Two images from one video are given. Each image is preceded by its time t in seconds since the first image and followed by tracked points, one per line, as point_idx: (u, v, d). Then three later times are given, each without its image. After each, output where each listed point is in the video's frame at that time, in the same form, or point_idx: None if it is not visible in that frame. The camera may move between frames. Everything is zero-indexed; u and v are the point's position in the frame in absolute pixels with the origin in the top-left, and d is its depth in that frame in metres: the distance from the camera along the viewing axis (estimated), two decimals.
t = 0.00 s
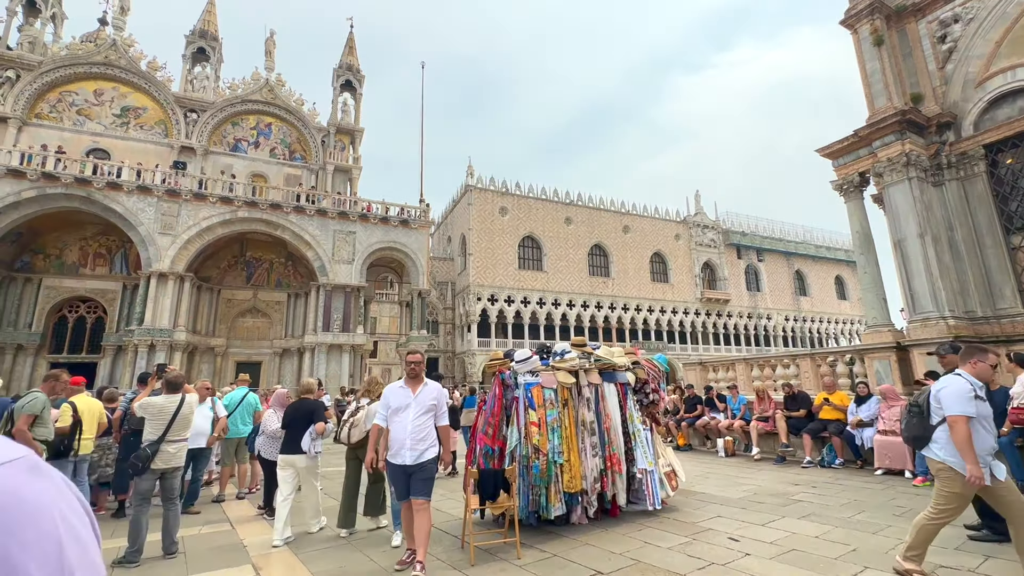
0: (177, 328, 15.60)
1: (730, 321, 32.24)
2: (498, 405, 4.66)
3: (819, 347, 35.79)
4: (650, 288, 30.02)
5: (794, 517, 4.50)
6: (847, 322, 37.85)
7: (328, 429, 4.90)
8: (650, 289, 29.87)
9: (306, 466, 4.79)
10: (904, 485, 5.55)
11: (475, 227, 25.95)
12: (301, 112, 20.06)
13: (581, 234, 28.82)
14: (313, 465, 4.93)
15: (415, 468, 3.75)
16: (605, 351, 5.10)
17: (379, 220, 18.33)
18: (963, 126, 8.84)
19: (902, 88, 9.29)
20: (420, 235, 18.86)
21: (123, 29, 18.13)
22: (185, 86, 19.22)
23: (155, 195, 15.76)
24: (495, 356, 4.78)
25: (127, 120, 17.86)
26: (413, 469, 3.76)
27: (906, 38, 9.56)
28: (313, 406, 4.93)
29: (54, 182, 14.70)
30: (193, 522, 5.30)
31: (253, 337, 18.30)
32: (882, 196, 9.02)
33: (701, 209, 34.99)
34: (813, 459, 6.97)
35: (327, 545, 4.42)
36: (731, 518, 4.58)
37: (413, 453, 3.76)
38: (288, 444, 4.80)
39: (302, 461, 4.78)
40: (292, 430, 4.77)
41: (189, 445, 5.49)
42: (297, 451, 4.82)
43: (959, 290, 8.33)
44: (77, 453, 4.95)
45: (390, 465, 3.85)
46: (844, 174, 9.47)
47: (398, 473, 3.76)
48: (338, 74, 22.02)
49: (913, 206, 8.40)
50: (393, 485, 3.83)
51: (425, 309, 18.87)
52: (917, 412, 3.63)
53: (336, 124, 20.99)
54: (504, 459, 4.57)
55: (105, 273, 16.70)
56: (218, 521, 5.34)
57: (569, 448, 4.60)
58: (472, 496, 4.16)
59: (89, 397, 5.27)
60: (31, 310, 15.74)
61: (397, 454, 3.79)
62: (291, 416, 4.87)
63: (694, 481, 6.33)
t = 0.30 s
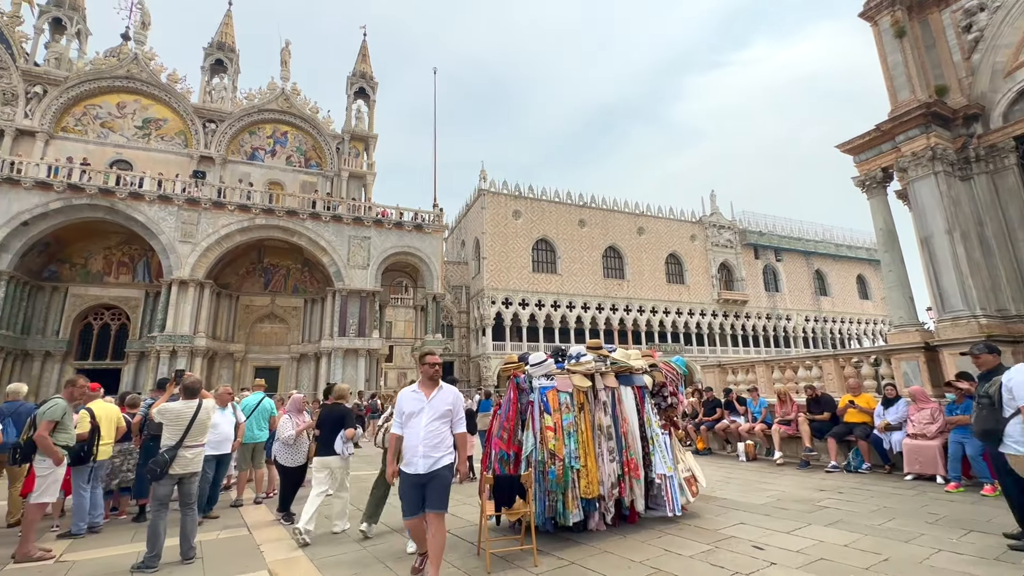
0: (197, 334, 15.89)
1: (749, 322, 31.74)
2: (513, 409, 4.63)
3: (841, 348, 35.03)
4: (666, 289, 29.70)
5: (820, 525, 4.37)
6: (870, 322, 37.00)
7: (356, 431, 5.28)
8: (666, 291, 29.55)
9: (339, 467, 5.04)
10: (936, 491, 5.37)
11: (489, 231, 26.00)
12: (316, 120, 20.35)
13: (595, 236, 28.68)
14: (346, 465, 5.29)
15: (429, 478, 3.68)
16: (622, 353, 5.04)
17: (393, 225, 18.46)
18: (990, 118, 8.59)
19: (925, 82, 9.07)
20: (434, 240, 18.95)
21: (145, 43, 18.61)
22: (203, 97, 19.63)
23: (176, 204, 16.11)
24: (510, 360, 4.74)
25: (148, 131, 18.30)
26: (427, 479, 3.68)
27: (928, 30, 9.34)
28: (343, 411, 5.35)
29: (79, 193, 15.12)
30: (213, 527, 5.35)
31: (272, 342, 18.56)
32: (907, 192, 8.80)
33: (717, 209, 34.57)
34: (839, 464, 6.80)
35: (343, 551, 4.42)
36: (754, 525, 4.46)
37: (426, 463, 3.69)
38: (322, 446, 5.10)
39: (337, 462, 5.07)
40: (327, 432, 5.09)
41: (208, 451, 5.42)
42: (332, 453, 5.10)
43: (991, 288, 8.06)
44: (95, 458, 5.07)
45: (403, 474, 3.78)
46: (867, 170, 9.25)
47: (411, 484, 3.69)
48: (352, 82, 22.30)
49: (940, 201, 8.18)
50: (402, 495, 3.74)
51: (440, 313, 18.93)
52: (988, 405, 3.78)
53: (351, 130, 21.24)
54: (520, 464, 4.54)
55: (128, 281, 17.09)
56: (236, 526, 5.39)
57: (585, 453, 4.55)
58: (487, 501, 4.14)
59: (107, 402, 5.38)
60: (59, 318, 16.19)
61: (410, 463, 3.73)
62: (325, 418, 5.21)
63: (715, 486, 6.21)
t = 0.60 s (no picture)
0: (242, 338, 16.51)
1: (791, 320, 30.57)
2: (547, 411, 4.59)
3: (892, 345, 33.29)
4: (702, 287, 28.95)
5: (877, 534, 4.13)
6: (924, 318, 35.03)
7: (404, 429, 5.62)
8: (703, 289, 28.80)
9: (389, 462, 5.41)
10: (1005, 499, 5.01)
11: (520, 232, 26.00)
12: (350, 128, 20.84)
13: (628, 234, 28.26)
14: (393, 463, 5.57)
15: (460, 486, 3.58)
16: (658, 353, 4.93)
17: (426, 229, 18.72)
18: None
19: (983, 60, 8.51)
20: (466, 242, 19.11)
21: (190, 61, 19.51)
22: (244, 110, 20.41)
23: (220, 214, 16.81)
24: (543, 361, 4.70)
25: (194, 145, 19.19)
26: (458, 487, 3.58)
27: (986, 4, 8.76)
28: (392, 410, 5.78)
29: (133, 206, 15.99)
30: (260, 526, 5.52)
31: (312, 345, 19.10)
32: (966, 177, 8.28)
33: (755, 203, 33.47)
34: (895, 469, 6.44)
35: (381, 552, 4.49)
36: (805, 533, 4.26)
37: (456, 470, 3.59)
38: (373, 445, 5.60)
39: (385, 458, 5.44)
40: (376, 430, 5.64)
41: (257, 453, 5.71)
42: (381, 448, 5.53)
43: None
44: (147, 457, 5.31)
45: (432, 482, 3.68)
46: (920, 156, 8.76)
47: (442, 492, 3.60)
48: (383, 89, 22.75)
49: (1004, 187, 7.65)
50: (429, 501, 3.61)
51: (473, 315, 19.05)
52: None
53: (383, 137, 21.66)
54: (555, 467, 4.50)
55: (178, 289, 17.93)
56: (280, 524, 5.55)
57: (623, 456, 4.46)
58: (523, 504, 4.12)
59: (158, 403, 5.65)
60: (116, 324, 17.16)
61: (440, 471, 3.63)
62: (373, 418, 5.78)
63: (760, 491, 5.99)
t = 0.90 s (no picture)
0: (300, 339, 17.31)
1: (856, 313, 28.76)
2: (600, 409, 4.54)
3: (973, 340, 30.68)
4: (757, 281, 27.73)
5: (968, 545, 3.81)
6: (1011, 309, 32.06)
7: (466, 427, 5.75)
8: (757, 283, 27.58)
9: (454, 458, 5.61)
10: None
11: (564, 229, 25.84)
12: (395, 134, 21.39)
13: (676, 228, 27.49)
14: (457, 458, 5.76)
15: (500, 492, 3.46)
16: (715, 350, 4.77)
17: (471, 230, 18.95)
18: None
19: None
20: (511, 241, 19.21)
21: (247, 78, 20.62)
22: (297, 122, 21.37)
23: (278, 222, 17.68)
24: (594, 359, 4.63)
25: (253, 157, 20.30)
26: (498, 494, 3.46)
27: None
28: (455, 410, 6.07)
29: (200, 217, 17.11)
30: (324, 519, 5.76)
31: (365, 345, 19.76)
32: None
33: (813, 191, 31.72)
34: (984, 474, 5.93)
35: (438, 546, 4.58)
36: (882, 541, 4.00)
37: (496, 477, 3.47)
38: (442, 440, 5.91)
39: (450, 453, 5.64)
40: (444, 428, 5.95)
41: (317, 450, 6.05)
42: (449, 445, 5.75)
43: None
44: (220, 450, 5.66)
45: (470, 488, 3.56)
46: (1007, 132, 8.00)
47: (481, 498, 3.48)
48: (427, 94, 23.20)
49: None
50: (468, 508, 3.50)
51: (519, 314, 19.11)
52: None
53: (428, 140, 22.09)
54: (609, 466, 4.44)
55: (242, 293, 19.01)
56: (341, 517, 5.79)
57: (680, 456, 4.34)
58: (578, 503, 4.08)
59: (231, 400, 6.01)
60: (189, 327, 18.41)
61: (478, 477, 3.52)
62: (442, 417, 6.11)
63: (829, 495, 5.66)
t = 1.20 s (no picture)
0: (364, 339, 18.06)
1: (946, 305, 26.25)
2: (663, 407, 4.44)
3: None
4: (830, 272, 25.92)
5: None
6: None
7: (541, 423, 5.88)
8: (830, 275, 25.78)
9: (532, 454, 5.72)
10: None
11: (618, 224, 25.35)
12: (448, 137, 21.82)
13: (738, 219, 26.23)
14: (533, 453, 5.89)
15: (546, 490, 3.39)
16: (788, 346, 4.52)
17: (524, 228, 19.00)
18: None
19: None
20: (564, 238, 19.09)
21: (310, 92, 21.75)
22: (356, 131, 22.28)
23: (341, 227, 18.54)
24: (657, 356, 4.52)
25: (317, 167, 21.40)
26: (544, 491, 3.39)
27: None
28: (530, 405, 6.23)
29: (272, 225, 18.26)
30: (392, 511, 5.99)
31: (424, 344, 20.33)
32: None
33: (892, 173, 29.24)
34: None
35: (502, 541, 4.64)
36: (986, 555, 3.63)
37: (542, 473, 3.40)
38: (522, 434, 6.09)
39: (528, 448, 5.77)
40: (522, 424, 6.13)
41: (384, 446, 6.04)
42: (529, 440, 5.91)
43: None
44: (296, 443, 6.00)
45: (517, 483, 3.55)
46: None
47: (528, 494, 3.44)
48: (478, 96, 23.50)
49: None
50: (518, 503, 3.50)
51: (574, 312, 18.95)
52: None
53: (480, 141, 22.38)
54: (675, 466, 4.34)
55: (311, 296, 20.09)
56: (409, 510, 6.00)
57: (751, 457, 4.15)
58: (643, 503, 4.00)
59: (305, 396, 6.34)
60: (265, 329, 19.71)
61: (524, 473, 3.47)
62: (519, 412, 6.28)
63: (921, 502, 5.22)
